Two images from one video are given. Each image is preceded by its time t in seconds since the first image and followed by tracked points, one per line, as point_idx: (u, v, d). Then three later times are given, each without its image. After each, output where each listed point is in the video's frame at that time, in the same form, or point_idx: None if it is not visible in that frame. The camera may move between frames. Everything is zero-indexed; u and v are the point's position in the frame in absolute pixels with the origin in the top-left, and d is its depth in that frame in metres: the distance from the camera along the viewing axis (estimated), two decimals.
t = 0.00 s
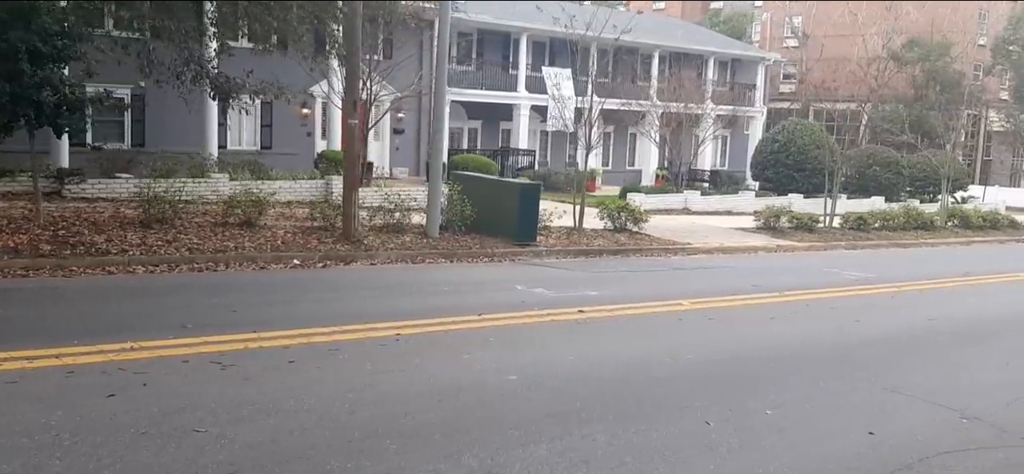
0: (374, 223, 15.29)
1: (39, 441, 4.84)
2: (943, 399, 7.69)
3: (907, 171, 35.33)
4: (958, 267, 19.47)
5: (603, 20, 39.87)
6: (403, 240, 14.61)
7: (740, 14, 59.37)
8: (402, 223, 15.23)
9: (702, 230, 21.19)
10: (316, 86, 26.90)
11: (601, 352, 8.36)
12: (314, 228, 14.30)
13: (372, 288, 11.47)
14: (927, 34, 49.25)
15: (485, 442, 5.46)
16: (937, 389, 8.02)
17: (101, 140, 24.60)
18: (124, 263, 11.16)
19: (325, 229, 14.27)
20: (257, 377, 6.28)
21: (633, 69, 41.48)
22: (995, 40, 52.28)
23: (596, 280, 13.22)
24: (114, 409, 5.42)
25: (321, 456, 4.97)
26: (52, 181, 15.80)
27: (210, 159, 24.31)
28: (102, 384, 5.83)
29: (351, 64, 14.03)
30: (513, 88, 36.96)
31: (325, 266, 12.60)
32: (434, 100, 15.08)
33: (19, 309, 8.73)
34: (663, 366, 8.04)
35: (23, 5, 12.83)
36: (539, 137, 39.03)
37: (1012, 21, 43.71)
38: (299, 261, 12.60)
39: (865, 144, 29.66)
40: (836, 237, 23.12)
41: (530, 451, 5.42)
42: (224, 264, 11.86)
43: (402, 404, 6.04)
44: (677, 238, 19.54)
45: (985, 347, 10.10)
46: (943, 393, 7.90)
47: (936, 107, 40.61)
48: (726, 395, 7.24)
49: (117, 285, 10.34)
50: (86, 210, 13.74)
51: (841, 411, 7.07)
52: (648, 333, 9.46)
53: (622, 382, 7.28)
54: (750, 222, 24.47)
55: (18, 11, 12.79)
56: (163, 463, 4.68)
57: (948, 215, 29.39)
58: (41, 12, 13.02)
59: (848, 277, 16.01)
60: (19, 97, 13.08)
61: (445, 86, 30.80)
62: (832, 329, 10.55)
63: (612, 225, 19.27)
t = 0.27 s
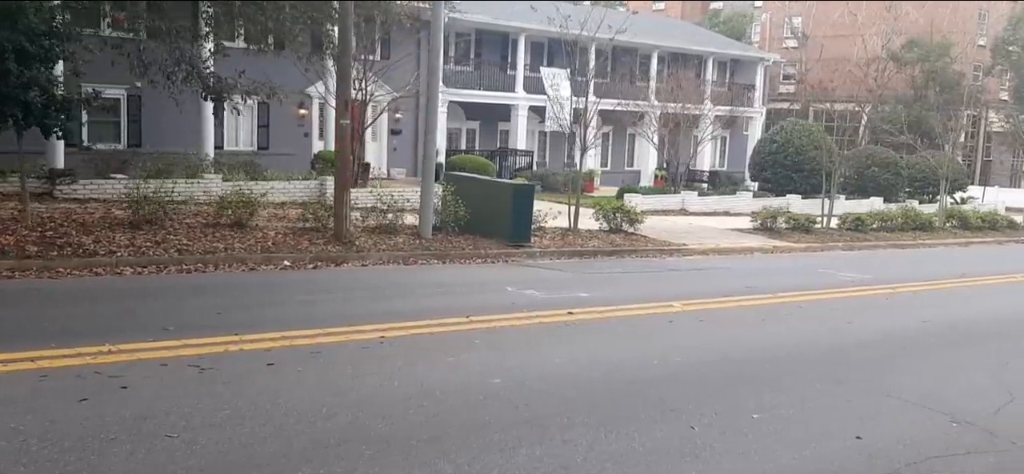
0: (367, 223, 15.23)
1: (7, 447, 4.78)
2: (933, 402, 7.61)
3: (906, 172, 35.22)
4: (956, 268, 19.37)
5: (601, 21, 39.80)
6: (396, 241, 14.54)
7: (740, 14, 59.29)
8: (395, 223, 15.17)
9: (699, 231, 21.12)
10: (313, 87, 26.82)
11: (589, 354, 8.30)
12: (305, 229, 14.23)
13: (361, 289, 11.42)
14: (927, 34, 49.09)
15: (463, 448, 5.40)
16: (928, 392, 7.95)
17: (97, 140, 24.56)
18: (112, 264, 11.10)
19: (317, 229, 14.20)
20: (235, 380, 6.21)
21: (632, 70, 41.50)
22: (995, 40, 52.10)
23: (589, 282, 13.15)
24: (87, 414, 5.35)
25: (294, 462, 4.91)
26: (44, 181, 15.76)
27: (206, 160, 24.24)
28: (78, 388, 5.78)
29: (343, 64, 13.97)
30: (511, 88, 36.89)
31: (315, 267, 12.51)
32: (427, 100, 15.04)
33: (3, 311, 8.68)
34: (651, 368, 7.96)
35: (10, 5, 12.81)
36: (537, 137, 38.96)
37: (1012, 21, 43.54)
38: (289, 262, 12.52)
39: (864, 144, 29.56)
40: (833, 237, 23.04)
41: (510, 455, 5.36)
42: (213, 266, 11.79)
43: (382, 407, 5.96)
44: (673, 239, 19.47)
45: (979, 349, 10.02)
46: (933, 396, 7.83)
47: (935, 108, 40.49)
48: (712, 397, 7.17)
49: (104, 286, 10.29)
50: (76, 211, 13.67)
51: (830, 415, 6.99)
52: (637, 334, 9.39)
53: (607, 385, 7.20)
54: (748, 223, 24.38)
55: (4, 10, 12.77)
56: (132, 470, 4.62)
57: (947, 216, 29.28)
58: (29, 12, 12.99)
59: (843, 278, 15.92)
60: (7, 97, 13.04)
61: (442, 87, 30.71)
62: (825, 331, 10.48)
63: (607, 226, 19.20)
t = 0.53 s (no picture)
0: (360, 222, 15.08)
1: None
2: (930, 404, 7.45)
3: (907, 171, 35.03)
4: (956, 268, 19.20)
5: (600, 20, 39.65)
6: (389, 240, 14.38)
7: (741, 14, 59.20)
8: (389, 222, 15.04)
9: (697, 231, 20.96)
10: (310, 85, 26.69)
11: (580, 354, 8.14)
12: (298, 228, 14.08)
13: (353, 288, 11.28)
14: (928, 33, 48.89)
15: (445, 451, 5.25)
16: (925, 394, 7.80)
17: (92, 139, 24.44)
18: (99, 263, 10.95)
19: (309, 228, 14.06)
20: (212, 381, 6.05)
21: (632, 70, 41.33)
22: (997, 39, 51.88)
23: (584, 281, 13.00)
24: (58, 416, 5.20)
25: (268, 466, 4.76)
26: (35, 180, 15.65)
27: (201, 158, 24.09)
28: (52, 389, 5.64)
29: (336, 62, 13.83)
30: (510, 87, 36.75)
31: (307, 267, 12.35)
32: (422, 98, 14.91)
33: None
34: (642, 369, 7.81)
35: None
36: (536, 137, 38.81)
37: (1013, 20, 43.33)
38: (280, 261, 12.37)
39: (864, 144, 29.39)
40: (833, 237, 22.88)
41: (492, 459, 5.21)
42: (203, 265, 11.64)
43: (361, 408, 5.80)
44: (671, 238, 19.31)
45: (977, 349, 9.86)
46: (931, 397, 7.67)
47: (936, 107, 40.30)
48: (704, 398, 7.02)
49: (90, 285, 10.16)
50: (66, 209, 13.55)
51: (823, 417, 6.84)
52: (630, 334, 9.23)
53: (596, 386, 7.04)
54: (746, 222, 24.23)
55: None
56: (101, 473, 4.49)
57: (947, 215, 29.11)
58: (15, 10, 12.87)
59: (841, 278, 15.77)
60: None
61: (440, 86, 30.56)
62: (822, 331, 10.31)
63: (604, 225, 19.05)
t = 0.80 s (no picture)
0: (354, 223, 14.92)
1: None
2: (929, 409, 7.27)
3: (909, 171, 34.80)
4: (958, 269, 19.00)
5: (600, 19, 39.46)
6: (382, 241, 14.21)
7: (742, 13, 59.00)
8: (383, 223, 14.87)
9: (696, 231, 20.78)
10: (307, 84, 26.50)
11: (571, 358, 7.96)
12: (290, 229, 13.92)
13: (343, 290, 11.11)
14: (931, 32, 48.61)
15: (425, 459, 5.08)
16: (924, 399, 7.61)
17: (88, 139, 24.29)
18: (85, 264, 10.79)
19: (302, 229, 13.90)
20: (186, 386, 5.87)
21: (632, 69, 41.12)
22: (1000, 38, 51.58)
23: (579, 283, 12.82)
24: (25, 425, 5.04)
25: None
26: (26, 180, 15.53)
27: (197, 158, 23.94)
28: (21, 396, 5.48)
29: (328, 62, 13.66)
30: (509, 87, 36.57)
31: (298, 268, 12.18)
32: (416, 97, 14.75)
33: None
34: (634, 373, 7.62)
35: None
36: (536, 136, 38.65)
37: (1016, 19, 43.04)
38: (271, 262, 12.21)
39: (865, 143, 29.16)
40: (833, 238, 22.68)
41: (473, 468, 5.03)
42: (192, 266, 11.48)
43: (340, 414, 5.62)
44: (669, 239, 19.13)
45: (978, 353, 9.66)
46: (929, 403, 7.49)
47: (938, 107, 40.05)
48: (696, 404, 6.83)
49: (76, 287, 9.99)
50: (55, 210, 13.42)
51: (819, 423, 6.66)
52: (623, 337, 9.05)
53: (585, 391, 6.86)
54: (746, 223, 24.03)
55: None
56: None
57: (949, 216, 28.90)
58: None
59: (840, 279, 15.58)
60: None
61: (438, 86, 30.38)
62: (819, 334, 10.12)
63: (602, 225, 18.87)
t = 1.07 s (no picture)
0: (348, 223, 14.79)
1: None
2: (924, 415, 7.13)
3: (910, 172, 34.63)
4: (958, 270, 18.84)
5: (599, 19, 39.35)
6: (376, 241, 14.08)
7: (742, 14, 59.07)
8: (377, 224, 14.75)
9: (695, 232, 20.64)
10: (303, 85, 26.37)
11: (561, 360, 7.83)
12: (282, 230, 13.81)
13: (333, 292, 11.00)
14: (932, 32, 48.43)
15: (405, 469, 4.95)
16: (923, 404, 7.47)
17: (84, 139, 24.16)
18: (72, 264, 10.67)
19: (294, 230, 13.78)
20: (163, 392, 5.74)
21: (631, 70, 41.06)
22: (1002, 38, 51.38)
23: (574, 285, 12.69)
24: None
25: None
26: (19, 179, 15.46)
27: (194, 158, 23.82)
28: None
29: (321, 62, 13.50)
30: (509, 86, 36.42)
31: (290, 269, 12.06)
32: (412, 96, 14.62)
33: None
34: (624, 377, 7.49)
35: None
36: (535, 136, 38.52)
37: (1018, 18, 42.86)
38: (262, 263, 12.08)
39: (865, 143, 29.01)
40: (833, 238, 22.53)
41: None
42: (181, 267, 11.35)
43: (320, 421, 5.49)
44: (667, 239, 19.00)
45: (976, 356, 9.51)
46: (926, 408, 7.35)
47: (939, 107, 39.90)
48: (688, 409, 6.70)
49: (63, 288, 9.87)
50: (45, 210, 13.32)
51: (812, 429, 6.53)
52: (616, 340, 8.92)
53: (574, 396, 6.72)
54: (746, 223, 23.87)
55: None
56: None
57: (950, 216, 28.73)
58: None
59: (839, 280, 15.45)
60: None
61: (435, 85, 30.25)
62: (816, 337, 9.97)
63: (599, 226, 18.74)
